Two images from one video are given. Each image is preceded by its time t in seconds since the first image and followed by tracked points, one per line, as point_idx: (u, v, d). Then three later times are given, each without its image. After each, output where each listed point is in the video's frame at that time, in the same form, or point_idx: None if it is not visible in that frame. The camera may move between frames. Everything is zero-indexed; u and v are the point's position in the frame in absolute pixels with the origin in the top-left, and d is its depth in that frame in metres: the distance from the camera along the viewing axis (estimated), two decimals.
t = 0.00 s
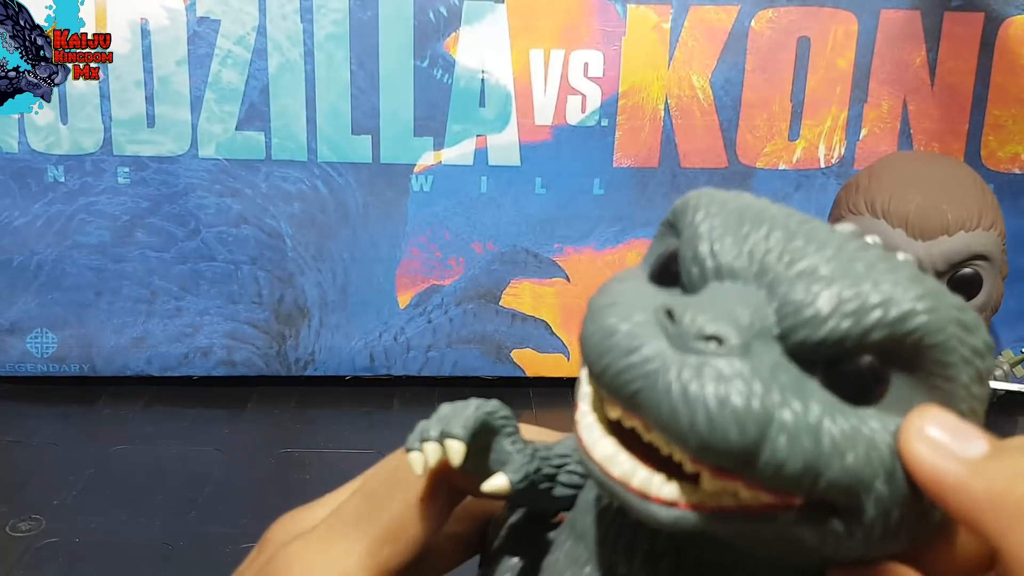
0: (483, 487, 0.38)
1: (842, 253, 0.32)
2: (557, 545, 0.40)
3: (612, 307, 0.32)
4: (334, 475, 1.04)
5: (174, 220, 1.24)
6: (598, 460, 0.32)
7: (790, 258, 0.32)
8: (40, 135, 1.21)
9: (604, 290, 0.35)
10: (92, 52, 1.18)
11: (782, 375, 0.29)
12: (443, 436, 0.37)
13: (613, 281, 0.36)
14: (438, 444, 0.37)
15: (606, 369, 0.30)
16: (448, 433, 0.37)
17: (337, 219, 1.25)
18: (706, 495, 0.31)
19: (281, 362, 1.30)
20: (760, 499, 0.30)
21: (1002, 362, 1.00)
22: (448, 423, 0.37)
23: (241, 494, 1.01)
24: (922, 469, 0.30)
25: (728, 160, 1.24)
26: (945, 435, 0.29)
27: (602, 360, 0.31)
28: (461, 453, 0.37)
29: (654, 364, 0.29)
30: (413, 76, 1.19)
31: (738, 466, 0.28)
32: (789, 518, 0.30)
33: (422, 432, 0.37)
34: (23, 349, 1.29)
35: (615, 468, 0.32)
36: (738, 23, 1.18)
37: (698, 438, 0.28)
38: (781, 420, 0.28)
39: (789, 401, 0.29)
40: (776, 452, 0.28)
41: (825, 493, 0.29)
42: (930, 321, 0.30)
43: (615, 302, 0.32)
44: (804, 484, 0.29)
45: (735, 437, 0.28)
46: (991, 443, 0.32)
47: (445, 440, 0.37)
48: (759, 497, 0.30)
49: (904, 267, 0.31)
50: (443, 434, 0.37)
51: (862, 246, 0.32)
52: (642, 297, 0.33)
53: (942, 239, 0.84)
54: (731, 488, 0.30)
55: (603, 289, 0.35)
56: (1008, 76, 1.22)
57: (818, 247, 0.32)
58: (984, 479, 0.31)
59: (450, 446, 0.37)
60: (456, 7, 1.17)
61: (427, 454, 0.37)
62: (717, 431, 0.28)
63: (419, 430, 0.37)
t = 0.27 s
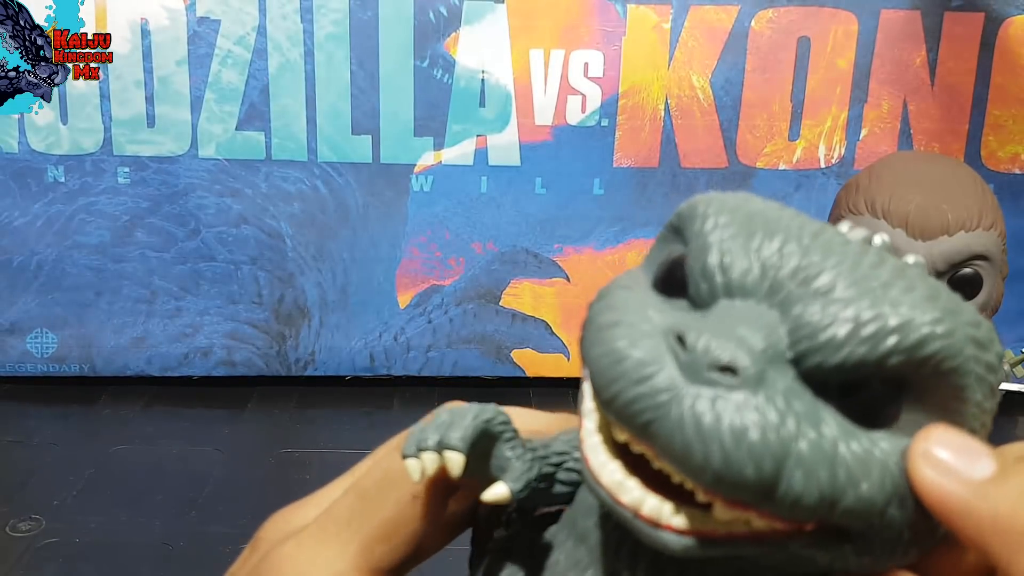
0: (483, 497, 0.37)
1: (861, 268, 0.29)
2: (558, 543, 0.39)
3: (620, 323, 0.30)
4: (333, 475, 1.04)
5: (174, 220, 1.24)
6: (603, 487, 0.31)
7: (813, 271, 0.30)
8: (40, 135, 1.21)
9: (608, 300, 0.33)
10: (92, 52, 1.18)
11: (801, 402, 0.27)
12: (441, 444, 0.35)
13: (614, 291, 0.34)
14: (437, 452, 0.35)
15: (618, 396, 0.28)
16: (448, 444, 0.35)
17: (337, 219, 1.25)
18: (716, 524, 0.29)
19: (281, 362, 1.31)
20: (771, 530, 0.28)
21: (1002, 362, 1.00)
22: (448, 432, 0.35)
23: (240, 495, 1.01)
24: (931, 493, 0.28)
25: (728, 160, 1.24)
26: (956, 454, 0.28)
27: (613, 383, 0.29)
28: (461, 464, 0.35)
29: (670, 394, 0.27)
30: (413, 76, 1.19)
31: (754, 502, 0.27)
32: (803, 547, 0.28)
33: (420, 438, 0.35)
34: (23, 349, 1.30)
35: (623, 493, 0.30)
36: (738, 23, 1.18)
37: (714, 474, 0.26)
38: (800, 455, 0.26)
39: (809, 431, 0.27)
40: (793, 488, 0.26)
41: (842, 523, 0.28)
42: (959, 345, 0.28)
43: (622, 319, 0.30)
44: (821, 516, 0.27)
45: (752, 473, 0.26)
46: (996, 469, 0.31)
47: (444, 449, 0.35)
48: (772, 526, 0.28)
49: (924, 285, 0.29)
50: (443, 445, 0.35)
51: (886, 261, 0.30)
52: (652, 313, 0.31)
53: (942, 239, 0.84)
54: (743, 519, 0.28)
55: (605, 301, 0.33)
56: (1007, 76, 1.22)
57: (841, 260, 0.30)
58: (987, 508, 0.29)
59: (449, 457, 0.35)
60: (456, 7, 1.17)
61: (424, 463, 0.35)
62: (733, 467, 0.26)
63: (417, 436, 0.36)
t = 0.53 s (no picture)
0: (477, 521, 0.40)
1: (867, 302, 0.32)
2: (550, 543, 0.44)
3: (639, 364, 0.33)
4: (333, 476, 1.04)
5: (174, 220, 1.24)
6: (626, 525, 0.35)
7: (818, 310, 0.32)
8: (40, 135, 1.21)
9: (618, 323, 0.35)
10: (92, 52, 1.18)
11: (821, 446, 0.31)
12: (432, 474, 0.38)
13: (626, 312, 0.36)
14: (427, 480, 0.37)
15: (642, 451, 0.31)
16: (438, 475, 0.37)
17: (337, 219, 1.25)
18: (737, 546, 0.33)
19: (281, 362, 1.30)
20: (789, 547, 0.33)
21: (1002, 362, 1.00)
22: (441, 462, 0.37)
23: (240, 495, 1.01)
24: (938, 502, 0.33)
25: (728, 160, 1.24)
26: (963, 468, 0.33)
27: (635, 439, 0.31)
28: (452, 497, 0.37)
29: (697, 455, 0.30)
30: (413, 76, 1.19)
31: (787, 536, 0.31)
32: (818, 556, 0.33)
33: (410, 462, 0.38)
34: (23, 349, 1.29)
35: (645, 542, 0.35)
36: (738, 23, 1.18)
37: (753, 521, 0.30)
38: (830, 496, 0.30)
39: (834, 476, 0.31)
40: (827, 529, 0.31)
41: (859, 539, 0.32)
42: (962, 370, 0.31)
43: (640, 357, 0.33)
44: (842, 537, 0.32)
45: (787, 519, 0.30)
46: (1007, 469, 0.38)
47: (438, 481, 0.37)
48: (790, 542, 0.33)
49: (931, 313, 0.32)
50: (432, 476, 0.37)
51: (882, 280, 0.33)
52: (669, 351, 0.33)
53: (942, 239, 0.84)
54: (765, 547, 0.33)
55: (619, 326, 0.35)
56: (1008, 76, 1.22)
57: (841, 296, 0.32)
58: (998, 507, 0.37)
59: (443, 489, 0.37)
60: (456, 7, 1.16)
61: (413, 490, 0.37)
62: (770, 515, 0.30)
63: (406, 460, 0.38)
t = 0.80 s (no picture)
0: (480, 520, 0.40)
1: (866, 296, 0.33)
2: (551, 541, 0.44)
3: (643, 362, 0.33)
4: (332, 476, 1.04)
5: (174, 220, 1.24)
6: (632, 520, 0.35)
7: (818, 305, 0.33)
8: (40, 135, 1.21)
9: (619, 323, 0.35)
10: (92, 52, 1.18)
11: (824, 440, 0.31)
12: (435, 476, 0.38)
13: (625, 310, 0.36)
14: (430, 482, 0.38)
15: (648, 448, 0.31)
16: (442, 477, 0.37)
17: (337, 219, 1.25)
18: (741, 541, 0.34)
19: (281, 362, 1.30)
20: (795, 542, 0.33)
21: (1003, 362, 1.00)
22: (444, 463, 0.38)
23: (239, 495, 1.01)
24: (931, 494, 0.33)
25: (728, 160, 1.24)
26: (936, 448, 0.32)
27: (642, 436, 0.31)
28: (457, 495, 0.38)
29: (703, 450, 0.30)
30: (413, 76, 1.19)
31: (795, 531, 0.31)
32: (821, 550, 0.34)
33: (413, 466, 0.38)
34: (23, 349, 1.29)
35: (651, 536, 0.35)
36: (738, 23, 1.18)
37: (762, 517, 0.31)
38: (835, 489, 0.31)
39: (838, 469, 0.31)
40: (833, 520, 0.31)
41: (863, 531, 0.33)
42: (961, 363, 0.32)
43: (643, 356, 0.33)
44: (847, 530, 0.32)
45: (797, 514, 0.30)
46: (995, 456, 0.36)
47: (442, 480, 0.37)
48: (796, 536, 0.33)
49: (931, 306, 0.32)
50: (436, 476, 0.38)
51: (880, 276, 0.33)
52: (671, 349, 0.33)
53: (942, 239, 0.84)
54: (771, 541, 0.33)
55: (619, 325, 0.35)
56: (1008, 76, 1.22)
57: (842, 291, 0.33)
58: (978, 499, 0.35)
59: (446, 488, 0.37)
60: (456, 7, 1.16)
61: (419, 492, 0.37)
62: (780, 511, 0.30)
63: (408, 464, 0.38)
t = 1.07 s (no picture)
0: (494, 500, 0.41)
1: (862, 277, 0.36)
2: (551, 517, 0.46)
3: (663, 343, 0.35)
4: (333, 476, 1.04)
5: (174, 220, 1.24)
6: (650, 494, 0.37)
7: (819, 286, 0.36)
8: (40, 135, 1.21)
9: (631, 308, 0.37)
10: (92, 52, 1.18)
11: (830, 409, 0.34)
12: (453, 458, 0.39)
13: (634, 296, 0.38)
14: (449, 464, 0.39)
15: (676, 422, 0.33)
16: (460, 458, 0.39)
17: (337, 219, 1.25)
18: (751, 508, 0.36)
19: (281, 361, 1.30)
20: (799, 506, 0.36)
21: (1002, 361, 1.00)
22: (462, 446, 0.39)
23: (240, 495, 1.01)
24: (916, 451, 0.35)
25: (728, 160, 1.24)
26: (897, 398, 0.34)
27: (669, 412, 0.33)
28: (476, 476, 0.39)
29: (728, 422, 0.32)
30: (413, 76, 1.19)
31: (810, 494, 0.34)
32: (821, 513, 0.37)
33: (431, 451, 0.39)
34: (23, 349, 1.29)
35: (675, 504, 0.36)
36: (738, 23, 1.18)
37: (784, 482, 0.33)
38: (843, 452, 0.34)
39: (845, 434, 0.34)
40: (843, 480, 0.34)
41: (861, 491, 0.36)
42: (945, 335, 0.35)
43: (663, 337, 0.35)
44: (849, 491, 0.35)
45: (815, 478, 0.33)
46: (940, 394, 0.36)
47: (460, 464, 0.39)
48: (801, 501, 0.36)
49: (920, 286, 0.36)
50: (454, 459, 0.39)
51: (873, 259, 0.36)
52: (687, 329, 0.35)
53: (942, 239, 0.84)
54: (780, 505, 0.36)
55: (632, 310, 0.37)
56: (1007, 76, 1.22)
57: (840, 274, 0.36)
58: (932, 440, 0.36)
59: (465, 471, 0.39)
60: (456, 7, 1.16)
61: (438, 476, 0.39)
62: (800, 475, 0.33)
63: (425, 449, 0.39)
